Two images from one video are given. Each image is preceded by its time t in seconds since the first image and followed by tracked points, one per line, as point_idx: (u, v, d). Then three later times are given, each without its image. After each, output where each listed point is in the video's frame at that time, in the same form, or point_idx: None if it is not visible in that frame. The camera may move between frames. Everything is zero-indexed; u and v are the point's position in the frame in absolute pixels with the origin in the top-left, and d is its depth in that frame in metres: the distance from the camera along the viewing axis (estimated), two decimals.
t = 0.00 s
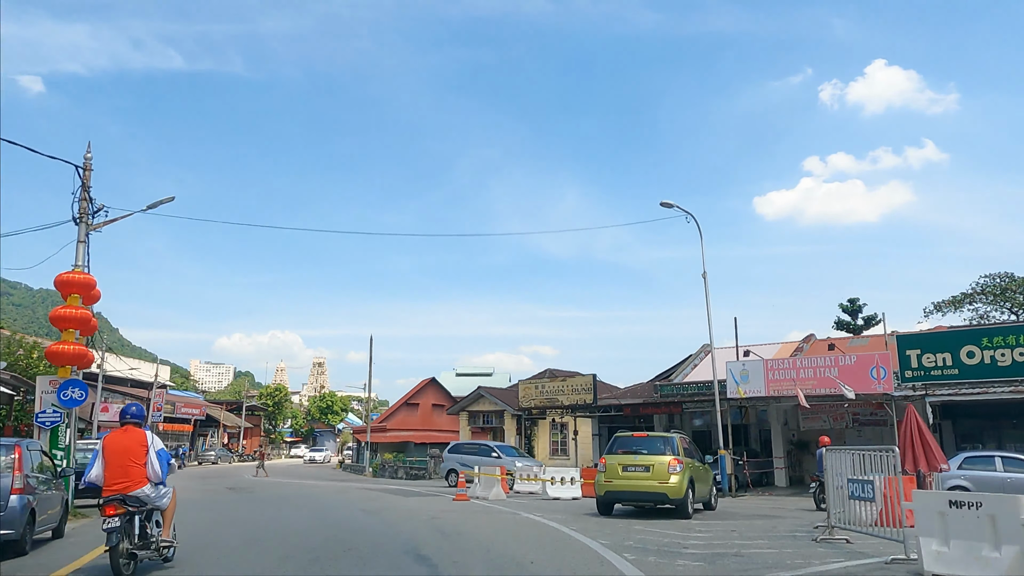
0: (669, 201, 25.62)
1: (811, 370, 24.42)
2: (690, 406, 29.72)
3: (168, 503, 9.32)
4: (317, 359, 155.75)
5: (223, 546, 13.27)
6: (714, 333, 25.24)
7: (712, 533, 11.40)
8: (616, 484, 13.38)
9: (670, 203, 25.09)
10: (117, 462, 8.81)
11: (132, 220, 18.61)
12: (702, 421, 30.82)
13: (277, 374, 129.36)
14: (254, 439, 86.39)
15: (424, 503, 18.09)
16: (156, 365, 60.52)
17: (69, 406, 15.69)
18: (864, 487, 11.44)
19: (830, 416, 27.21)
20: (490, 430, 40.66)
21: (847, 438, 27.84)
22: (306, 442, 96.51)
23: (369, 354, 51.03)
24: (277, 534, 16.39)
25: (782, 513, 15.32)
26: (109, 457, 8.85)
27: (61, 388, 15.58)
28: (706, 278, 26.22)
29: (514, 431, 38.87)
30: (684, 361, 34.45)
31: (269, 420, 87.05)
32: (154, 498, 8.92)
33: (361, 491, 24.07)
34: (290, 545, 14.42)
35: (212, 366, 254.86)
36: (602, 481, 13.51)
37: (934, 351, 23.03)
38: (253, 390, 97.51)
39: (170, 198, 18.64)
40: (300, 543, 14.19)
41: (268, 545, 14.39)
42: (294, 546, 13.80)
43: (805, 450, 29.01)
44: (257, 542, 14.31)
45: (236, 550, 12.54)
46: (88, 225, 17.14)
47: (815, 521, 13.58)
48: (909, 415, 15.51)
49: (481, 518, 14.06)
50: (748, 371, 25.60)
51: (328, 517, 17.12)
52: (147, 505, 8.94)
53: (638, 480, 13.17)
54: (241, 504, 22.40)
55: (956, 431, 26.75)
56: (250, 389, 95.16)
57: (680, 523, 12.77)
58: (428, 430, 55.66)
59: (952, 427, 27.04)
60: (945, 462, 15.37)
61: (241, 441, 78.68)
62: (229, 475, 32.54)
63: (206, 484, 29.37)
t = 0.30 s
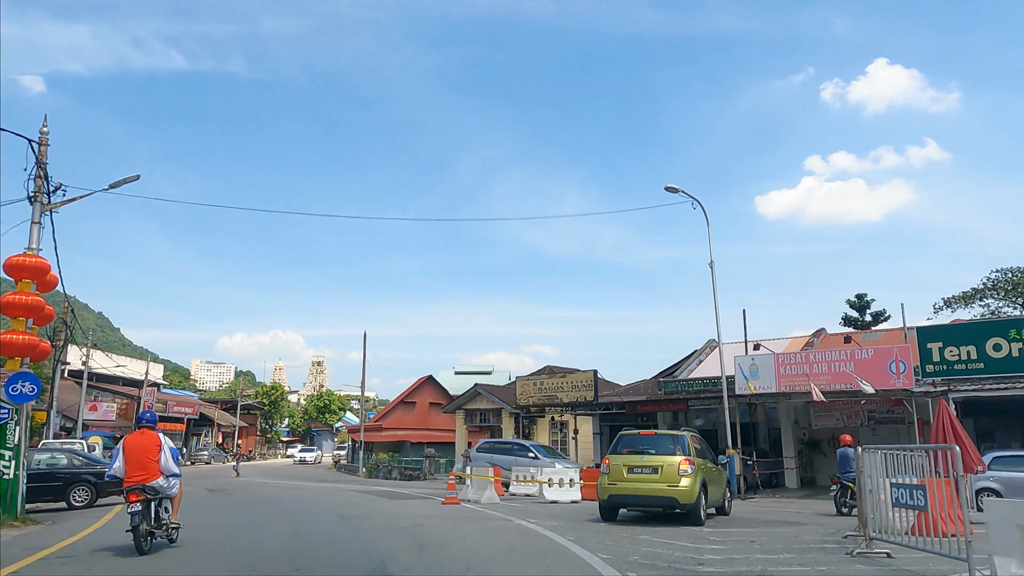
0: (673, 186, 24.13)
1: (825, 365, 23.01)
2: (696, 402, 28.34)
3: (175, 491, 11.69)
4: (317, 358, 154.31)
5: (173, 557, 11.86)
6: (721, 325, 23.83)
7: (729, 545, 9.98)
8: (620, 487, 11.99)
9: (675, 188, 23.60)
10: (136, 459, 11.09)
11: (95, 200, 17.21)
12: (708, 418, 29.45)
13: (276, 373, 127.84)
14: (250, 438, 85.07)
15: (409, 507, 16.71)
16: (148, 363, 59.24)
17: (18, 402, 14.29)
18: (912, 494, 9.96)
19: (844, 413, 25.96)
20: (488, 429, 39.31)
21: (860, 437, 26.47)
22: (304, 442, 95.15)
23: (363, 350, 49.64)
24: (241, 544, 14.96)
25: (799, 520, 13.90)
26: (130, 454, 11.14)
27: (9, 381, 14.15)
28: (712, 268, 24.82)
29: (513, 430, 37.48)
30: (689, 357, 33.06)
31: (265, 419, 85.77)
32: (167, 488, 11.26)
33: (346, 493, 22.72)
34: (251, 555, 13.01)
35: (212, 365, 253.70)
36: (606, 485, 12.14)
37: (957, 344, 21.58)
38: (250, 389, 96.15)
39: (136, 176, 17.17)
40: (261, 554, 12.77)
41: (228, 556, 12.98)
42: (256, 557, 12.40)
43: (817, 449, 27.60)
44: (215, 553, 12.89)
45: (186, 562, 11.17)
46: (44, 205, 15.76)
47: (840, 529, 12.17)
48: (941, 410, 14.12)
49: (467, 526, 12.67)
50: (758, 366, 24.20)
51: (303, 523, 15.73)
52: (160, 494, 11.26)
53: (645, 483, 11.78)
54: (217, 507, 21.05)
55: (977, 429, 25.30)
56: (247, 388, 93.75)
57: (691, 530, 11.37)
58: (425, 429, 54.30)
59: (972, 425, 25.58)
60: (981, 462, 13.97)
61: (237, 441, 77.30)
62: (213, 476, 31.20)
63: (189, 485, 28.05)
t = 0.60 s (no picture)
0: (678, 167, 22.75)
1: (840, 356, 21.72)
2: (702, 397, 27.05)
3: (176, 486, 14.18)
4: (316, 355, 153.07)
5: (120, 564, 10.59)
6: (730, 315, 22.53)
7: (747, 557, 8.69)
8: (626, 487, 10.72)
9: (680, 169, 22.19)
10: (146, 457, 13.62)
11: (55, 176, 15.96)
12: (714, 413, 28.15)
13: (275, 370, 126.56)
14: (247, 435, 83.87)
15: (392, 509, 15.43)
16: (140, 358, 58.01)
17: None
18: (977, 500, 8.30)
19: (858, 407, 24.68)
20: (486, 426, 38.01)
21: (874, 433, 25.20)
22: (302, 439, 93.86)
23: (357, 344, 48.33)
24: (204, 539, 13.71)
25: (820, 525, 12.59)
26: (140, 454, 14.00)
27: None
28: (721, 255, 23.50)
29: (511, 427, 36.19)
30: (694, 350, 31.73)
31: (262, 416, 84.60)
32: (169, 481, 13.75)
33: (331, 491, 21.50)
34: (210, 555, 11.76)
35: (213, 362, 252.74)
36: (610, 485, 10.88)
37: (983, 335, 20.21)
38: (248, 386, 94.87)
39: (100, 150, 15.87)
40: (220, 555, 11.50)
41: (183, 558, 11.70)
42: (213, 560, 11.14)
43: (828, 446, 26.34)
44: (170, 555, 11.64)
45: (127, 568, 9.87)
46: None
47: (869, 536, 10.85)
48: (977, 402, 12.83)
49: (450, 531, 11.38)
50: (768, 358, 22.89)
51: (275, 520, 14.50)
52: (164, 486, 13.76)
53: (653, 483, 10.51)
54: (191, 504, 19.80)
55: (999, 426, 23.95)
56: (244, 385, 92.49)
57: (704, 537, 10.09)
58: (422, 426, 53.00)
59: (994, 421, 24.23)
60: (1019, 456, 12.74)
61: (233, 438, 76.07)
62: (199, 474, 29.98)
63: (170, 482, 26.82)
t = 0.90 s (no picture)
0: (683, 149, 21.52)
1: (856, 348, 20.63)
2: (708, 392, 25.94)
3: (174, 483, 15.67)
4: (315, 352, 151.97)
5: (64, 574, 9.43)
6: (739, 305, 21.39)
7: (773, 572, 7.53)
8: (633, 488, 9.68)
9: (686, 151, 20.94)
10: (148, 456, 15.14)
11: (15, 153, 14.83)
12: (720, 410, 27.02)
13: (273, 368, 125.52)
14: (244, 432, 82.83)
15: (377, 512, 14.27)
16: (132, 354, 56.81)
17: None
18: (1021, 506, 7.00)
19: (873, 402, 23.49)
20: (484, 423, 36.83)
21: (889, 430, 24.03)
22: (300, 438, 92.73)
23: (352, 340, 47.24)
24: (166, 540, 12.56)
25: (843, 529, 11.43)
26: (142, 453, 15.86)
27: None
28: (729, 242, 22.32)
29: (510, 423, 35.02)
30: (698, 344, 30.62)
31: (260, 413, 83.68)
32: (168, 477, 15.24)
33: (318, 491, 20.38)
34: (167, 558, 10.63)
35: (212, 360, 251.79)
36: (616, 486, 9.82)
37: (1009, 326, 19.01)
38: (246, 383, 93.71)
39: (58, 124, 14.66)
40: (178, 561, 10.32)
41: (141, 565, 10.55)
42: (168, 568, 9.97)
43: (841, 443, 25.16)
44: (123, 560, 10.49)
45: None
46: None
47: (903, 544, 9.69)
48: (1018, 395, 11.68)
49: (436, 538, 10.22)
50: (779, 351, 21.72)
51: (248, 522, 13.37)
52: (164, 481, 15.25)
53: (664, 484, 9.46)
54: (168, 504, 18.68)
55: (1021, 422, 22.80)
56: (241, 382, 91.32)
57: (721, 547, 8.97)
58: (420, 423, 51.85)
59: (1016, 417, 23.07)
60: None
61: (229, 436, 74.92)
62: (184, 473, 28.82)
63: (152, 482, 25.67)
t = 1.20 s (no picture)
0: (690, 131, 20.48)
1: (874, 341, 19.51)
2: (715, 388, 24.88)
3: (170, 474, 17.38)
4: (316, 352, 151.05)
5: None
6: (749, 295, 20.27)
7: None
8: (644, 488, 8.92)
9: (693, 133, 19.87)
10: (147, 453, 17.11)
11: None
12: (727, 407, 25.95)
13: (274, 368, 124.80)
14: (241, 432, 81.72)
15: (361, 515, 13.21)
16: (126, 352, 55.73)
17: None
18: None
19: (889, 398, 22.36)
20: (483, 422, 35.73)
21: (905, 427, 22.90)
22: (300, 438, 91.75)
23: (347, 336, 46.08)
24: (126, 540, 11.52)
25: (872, 535, 10.32)
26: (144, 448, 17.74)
27: None
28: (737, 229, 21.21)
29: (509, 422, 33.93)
30: (704, 340, 29.53)
31: (258, 413, 82.66)
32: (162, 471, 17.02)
33: (305, 492, 19.32)
34: (121, 558, 9.61)
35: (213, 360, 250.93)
36: (626, 486, 9.06)
37: None
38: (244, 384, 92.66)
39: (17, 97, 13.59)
40: (132, 561, 9.31)
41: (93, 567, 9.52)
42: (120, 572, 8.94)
43: (855, 441, 24.04)
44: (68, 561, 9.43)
45: None
46: None
47: (945, 554, 8.55)
48: None
49: (419, 542, 9.17)
50: (791, 345, 20.61)
51: (219, 524, 12.32)
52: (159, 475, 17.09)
53: (678, 483, 8.71)
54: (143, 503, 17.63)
55: None
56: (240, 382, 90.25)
57: (740, 557, 7.94)
58: (419, 422, 50.78)
59: None
60: None
61: (226, 436, 73.91)
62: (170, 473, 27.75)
63: (134, 482, 24.57)
